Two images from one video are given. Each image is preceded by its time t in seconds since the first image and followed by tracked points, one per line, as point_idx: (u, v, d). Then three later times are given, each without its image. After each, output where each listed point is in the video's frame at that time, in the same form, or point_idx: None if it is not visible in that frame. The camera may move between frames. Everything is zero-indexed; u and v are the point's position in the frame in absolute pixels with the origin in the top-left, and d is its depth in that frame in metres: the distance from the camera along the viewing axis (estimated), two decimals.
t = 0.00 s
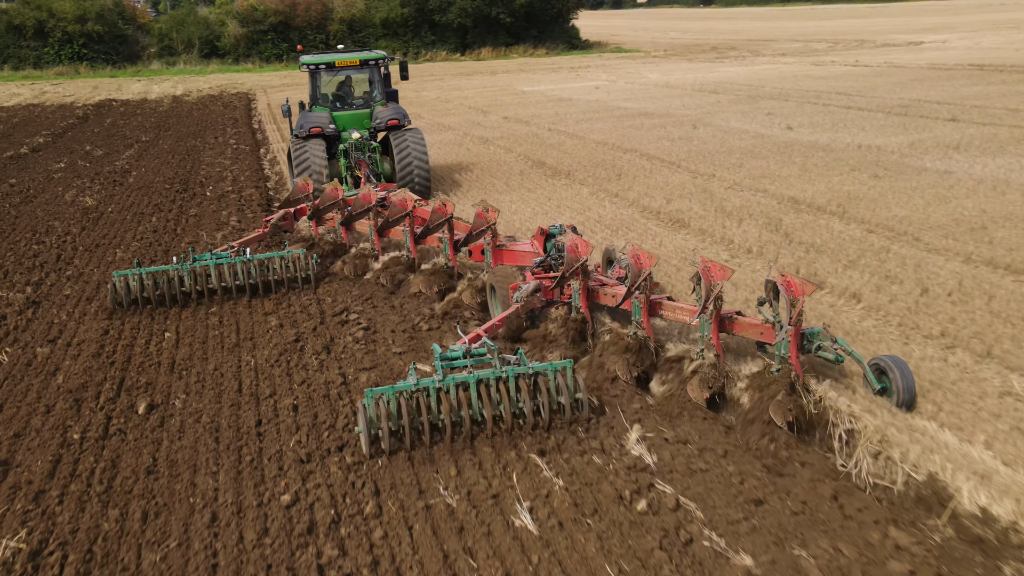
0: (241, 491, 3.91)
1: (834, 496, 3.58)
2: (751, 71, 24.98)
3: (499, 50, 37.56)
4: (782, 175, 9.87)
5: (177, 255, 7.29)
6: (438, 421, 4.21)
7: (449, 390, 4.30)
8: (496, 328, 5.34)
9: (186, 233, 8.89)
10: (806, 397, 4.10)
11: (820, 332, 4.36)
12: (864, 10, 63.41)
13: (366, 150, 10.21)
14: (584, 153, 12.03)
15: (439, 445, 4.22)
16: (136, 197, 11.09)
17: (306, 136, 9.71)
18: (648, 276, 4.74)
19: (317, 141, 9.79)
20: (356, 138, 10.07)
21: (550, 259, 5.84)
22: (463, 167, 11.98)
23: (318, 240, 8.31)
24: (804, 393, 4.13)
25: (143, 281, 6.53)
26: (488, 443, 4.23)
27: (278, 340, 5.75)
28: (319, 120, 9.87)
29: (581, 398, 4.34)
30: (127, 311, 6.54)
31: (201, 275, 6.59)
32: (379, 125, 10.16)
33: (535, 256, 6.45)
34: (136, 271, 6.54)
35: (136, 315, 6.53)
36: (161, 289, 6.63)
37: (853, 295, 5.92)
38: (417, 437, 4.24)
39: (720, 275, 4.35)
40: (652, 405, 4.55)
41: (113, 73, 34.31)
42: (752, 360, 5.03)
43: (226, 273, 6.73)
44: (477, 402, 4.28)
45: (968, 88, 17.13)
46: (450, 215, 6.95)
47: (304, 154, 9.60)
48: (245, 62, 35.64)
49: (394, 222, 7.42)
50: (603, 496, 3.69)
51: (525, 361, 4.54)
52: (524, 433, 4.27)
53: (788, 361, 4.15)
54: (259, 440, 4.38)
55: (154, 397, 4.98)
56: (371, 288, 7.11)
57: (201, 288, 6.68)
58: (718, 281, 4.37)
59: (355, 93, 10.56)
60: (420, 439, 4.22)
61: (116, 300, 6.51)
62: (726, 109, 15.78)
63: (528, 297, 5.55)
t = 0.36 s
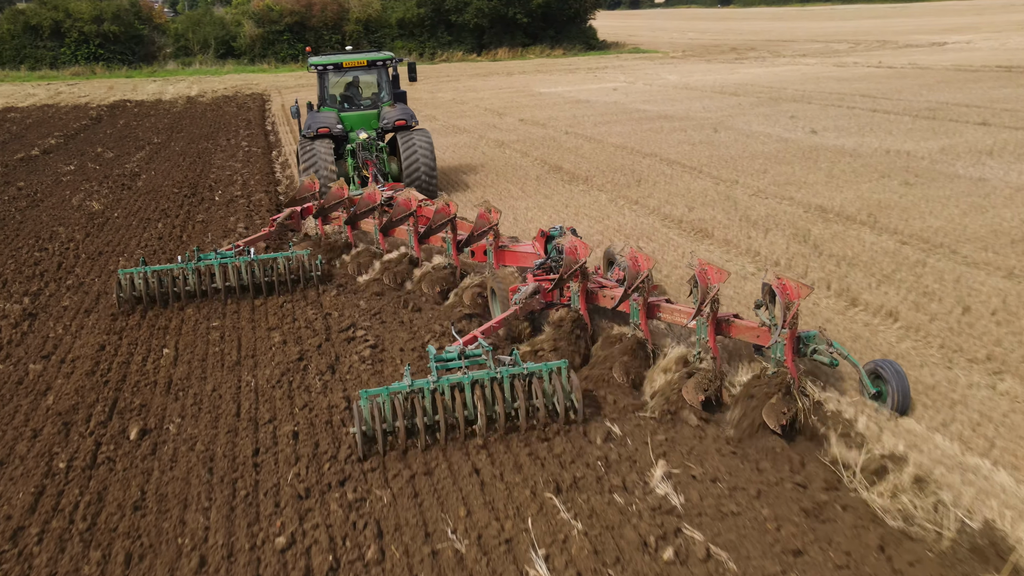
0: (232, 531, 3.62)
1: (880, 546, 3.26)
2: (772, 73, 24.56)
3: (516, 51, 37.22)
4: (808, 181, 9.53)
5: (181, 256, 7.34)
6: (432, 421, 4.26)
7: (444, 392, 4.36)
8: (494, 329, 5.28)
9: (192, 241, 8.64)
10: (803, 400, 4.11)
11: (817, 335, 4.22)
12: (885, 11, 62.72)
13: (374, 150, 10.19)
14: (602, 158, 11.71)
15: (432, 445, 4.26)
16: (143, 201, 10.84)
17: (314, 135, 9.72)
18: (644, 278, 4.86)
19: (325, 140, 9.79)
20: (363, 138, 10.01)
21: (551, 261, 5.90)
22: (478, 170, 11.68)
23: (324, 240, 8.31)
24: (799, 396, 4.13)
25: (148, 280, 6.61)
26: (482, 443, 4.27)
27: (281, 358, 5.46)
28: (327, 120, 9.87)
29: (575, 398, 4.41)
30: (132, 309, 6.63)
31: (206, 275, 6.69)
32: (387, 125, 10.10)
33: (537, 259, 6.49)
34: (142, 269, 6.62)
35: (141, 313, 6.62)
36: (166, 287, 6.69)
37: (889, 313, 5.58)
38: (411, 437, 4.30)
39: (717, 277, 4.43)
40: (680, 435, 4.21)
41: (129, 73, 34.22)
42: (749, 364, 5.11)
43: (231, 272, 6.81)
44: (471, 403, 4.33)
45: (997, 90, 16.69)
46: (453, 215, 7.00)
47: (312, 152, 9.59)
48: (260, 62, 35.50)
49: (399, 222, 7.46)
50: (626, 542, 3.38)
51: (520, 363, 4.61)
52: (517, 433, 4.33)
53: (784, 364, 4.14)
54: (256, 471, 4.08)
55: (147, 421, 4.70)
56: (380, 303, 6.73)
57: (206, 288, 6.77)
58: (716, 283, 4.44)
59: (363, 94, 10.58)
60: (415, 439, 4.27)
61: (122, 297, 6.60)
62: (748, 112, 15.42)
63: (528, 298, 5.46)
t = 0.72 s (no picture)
0: None
1: None
2: (793, 74, 24.12)
3: (532, 51, 36.84)
4: (836, 188, 9.15)
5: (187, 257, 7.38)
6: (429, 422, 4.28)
7: (441, 393, 4.36)
8: (492, 330, 5.28)
9: (196, 249, 8.36)
10: (800, 406, 4.16)
11: (815, 341, 4.27)
12: (905, 11, 62.01)
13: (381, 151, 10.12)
14: (620, 163, 11.38)
15: (429, 446, 4.27)
16: (149, 207, 10.58)
17: (321, 138, 9.61)
18: (644, 281, 4.78)
19: (332, 142, 9.69)
20: (370, 139, 9.98)
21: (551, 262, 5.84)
22: (492, 174, 11.36)
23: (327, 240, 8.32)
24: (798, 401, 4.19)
25: (152, 280, 6.66)
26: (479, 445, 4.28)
27: (281, 380, 5.15)
28: (334, 122, 9.75)
29: (573, 400, 4.40)
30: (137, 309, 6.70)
31: (209, 275, 6.72)
32: (394, 127, 10.00)
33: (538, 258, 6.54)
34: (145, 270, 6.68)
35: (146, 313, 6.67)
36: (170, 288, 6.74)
37: (929, 335, 5.23)
38: (407, 439, 4.31)
39: (716, 281, 4.42)
40: (708, 473, 3.87)
41: (143, 73, 34.08)
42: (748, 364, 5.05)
43: (234, 273, 6.83)
44: (468, 404, 4.35)
45: None
46: (456, 217, 7.01)
47: (320, 155, 9.47)
48: (275, 62, 35.30)
49: (403, 223, 7.46)
50: None
51: (519, 366, 4.60)
52: (514, 436, 4.33)
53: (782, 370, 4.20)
54: (249, 510, 3.77)
55: (137, 450, 4.40)
56: (389, 319, 6.34)
57: (209, 289, 6.80)
58: (713, 287, 4.45)
59: (370, 96, 10.41)
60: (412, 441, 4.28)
61: (127, 298, 6.66)
62: (769, 115, 15.04)
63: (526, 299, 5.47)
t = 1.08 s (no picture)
0: None
1: None
2: (816, 75, 23.68)
3: (549, 52, 36.46)
4: (867, 196, 8.76)
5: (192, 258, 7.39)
6: (426, 425, 4.29)
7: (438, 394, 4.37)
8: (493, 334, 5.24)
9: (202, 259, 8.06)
10: (799, 411, 4.14)
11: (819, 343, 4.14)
12: (928, 11, 61.24)
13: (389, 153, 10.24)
14: (640, 168, 11.02)
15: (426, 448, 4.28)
16: (156, 212, 10.31)
17: (330, 139, 9.80)
18: (646, 284, 4.87)
19: (340, 143, 9.87)
20: (379, 140, 10.09)
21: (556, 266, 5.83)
22: (509, 179, 11.02)
23: (336, 242, 8.53)
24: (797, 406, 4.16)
25: (159, 281, 6.69)
26: (476, 446, 4.29)
27: (283, 405, 4.84)
28: (342, 123, 9.94)
29: (570, 402, 4.41)
30: (144, 310, 6.71)
31: (214, 275, 6.71)
32: (403, 127, 10.13)
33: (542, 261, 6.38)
34: (152, 272, 6.71)
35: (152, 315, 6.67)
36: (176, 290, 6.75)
37: (978, 360, 4.87)
38: (404, 439, 4.32)
39: (718, 284, 4.46)
40: (746, 521, 3.53)
41: (159, 74, 33.94)
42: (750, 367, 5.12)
43: (240, 274, 6.83)
44: (466, 406, 4.35)
45: None
46: (462, 220, 6.98)
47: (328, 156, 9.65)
48: (291, 63, 35.10)
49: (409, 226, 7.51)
50: None
51: (515, 366, 4.61)
52: (511, 437, 4.34)
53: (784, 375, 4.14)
54: (241, 559, 3.45)
55: (125, 484, 4.09)
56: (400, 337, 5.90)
57: (216, 290, 6.80)
58: (716, 290, 4.47)
59: (378, 97, 10.65)
60: (408, 441, 4.29)
61: (134, 299, 6.67)
62: (794, 118, 14.65)
63: (528, 302, 5.49)
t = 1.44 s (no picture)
0: None
1: None
2: (842, 77, 23.21)
3: (569, 52, 36.08)
4: (905, 206, 8.36)
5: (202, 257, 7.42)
6: (426, 432, 4.29)
7: (439, 402, 4.37)
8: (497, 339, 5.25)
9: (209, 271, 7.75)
10: (807, 418, 4.05)
11: (825, 352, 4.23)
12: (953, 12, 60.40)
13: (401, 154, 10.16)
14: (665, 175, 10.65)
15: (427, 455, 4.28)
16: (165, 219, 10.03)
17: (343, 140, 9.77)
18: (653, 289, 4.85)
19: (352, 145, 9.85)
20: (390, 142, 10.03)
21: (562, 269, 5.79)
22: (528, 185, 10.67)
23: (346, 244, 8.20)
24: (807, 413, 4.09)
25: (169, 281, 6.72)
26: (478, 454, 4.28)
27: (284, 435, 4.50)
28: (355, 124, 9.90)
29: (574, 409, 4.40)
30: (153, 310, 6.73)
31: (223, 275, 6.72)
32: (415, 129, 10.12)
33: (550, 264, 6.35)
34: (162, 271, 6.74)
35: (161, 315, 6.68)
36: (186, 289, 6.77)
37: None
38: (405, 446, 4.33)
39: (724, 289, 4.50)
40: None
41: (178, 74, 33.80)
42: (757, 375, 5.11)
43: (249, 275, 6.82)
44: (467, 414, 4.34)
45: None
46: (470, 222, 6.94)
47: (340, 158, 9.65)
48: (309, 63, 34.91)
49: (418, 228, 7.47)
50: None
51: (518, 373, 4.61)
52: (513, 446, 4.33)
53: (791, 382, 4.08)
54: None
55: (110, 525, 3.78)
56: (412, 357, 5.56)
57: (225, 291, 6.82)
58: (721, 296, 4.53)
59: (391, 98, 10.58)
60: (410, 448, 4.31)
61: (143, 300, 6.70)
62: (822, 122, 14.24)
63: (534, 307, 5.49)
